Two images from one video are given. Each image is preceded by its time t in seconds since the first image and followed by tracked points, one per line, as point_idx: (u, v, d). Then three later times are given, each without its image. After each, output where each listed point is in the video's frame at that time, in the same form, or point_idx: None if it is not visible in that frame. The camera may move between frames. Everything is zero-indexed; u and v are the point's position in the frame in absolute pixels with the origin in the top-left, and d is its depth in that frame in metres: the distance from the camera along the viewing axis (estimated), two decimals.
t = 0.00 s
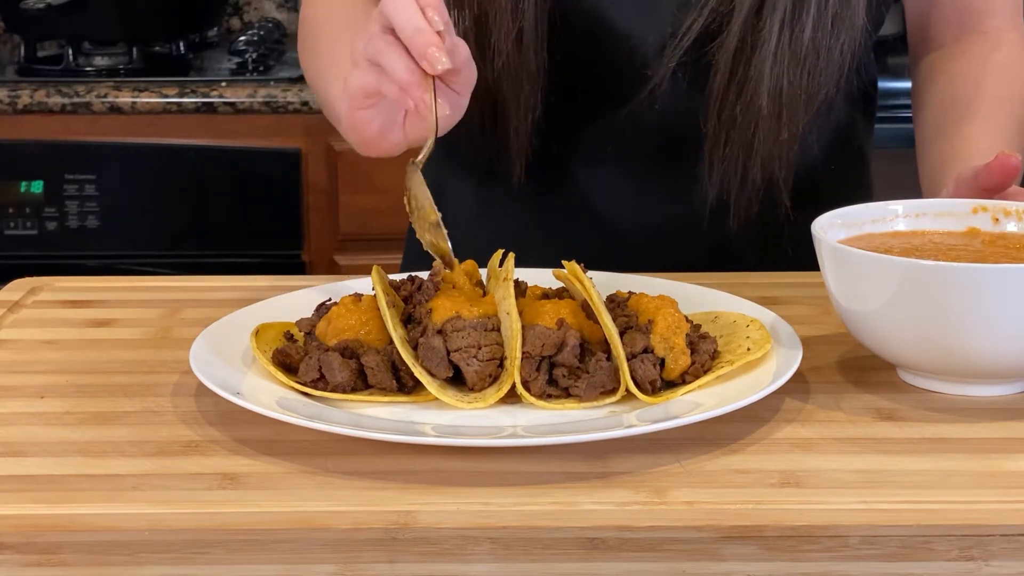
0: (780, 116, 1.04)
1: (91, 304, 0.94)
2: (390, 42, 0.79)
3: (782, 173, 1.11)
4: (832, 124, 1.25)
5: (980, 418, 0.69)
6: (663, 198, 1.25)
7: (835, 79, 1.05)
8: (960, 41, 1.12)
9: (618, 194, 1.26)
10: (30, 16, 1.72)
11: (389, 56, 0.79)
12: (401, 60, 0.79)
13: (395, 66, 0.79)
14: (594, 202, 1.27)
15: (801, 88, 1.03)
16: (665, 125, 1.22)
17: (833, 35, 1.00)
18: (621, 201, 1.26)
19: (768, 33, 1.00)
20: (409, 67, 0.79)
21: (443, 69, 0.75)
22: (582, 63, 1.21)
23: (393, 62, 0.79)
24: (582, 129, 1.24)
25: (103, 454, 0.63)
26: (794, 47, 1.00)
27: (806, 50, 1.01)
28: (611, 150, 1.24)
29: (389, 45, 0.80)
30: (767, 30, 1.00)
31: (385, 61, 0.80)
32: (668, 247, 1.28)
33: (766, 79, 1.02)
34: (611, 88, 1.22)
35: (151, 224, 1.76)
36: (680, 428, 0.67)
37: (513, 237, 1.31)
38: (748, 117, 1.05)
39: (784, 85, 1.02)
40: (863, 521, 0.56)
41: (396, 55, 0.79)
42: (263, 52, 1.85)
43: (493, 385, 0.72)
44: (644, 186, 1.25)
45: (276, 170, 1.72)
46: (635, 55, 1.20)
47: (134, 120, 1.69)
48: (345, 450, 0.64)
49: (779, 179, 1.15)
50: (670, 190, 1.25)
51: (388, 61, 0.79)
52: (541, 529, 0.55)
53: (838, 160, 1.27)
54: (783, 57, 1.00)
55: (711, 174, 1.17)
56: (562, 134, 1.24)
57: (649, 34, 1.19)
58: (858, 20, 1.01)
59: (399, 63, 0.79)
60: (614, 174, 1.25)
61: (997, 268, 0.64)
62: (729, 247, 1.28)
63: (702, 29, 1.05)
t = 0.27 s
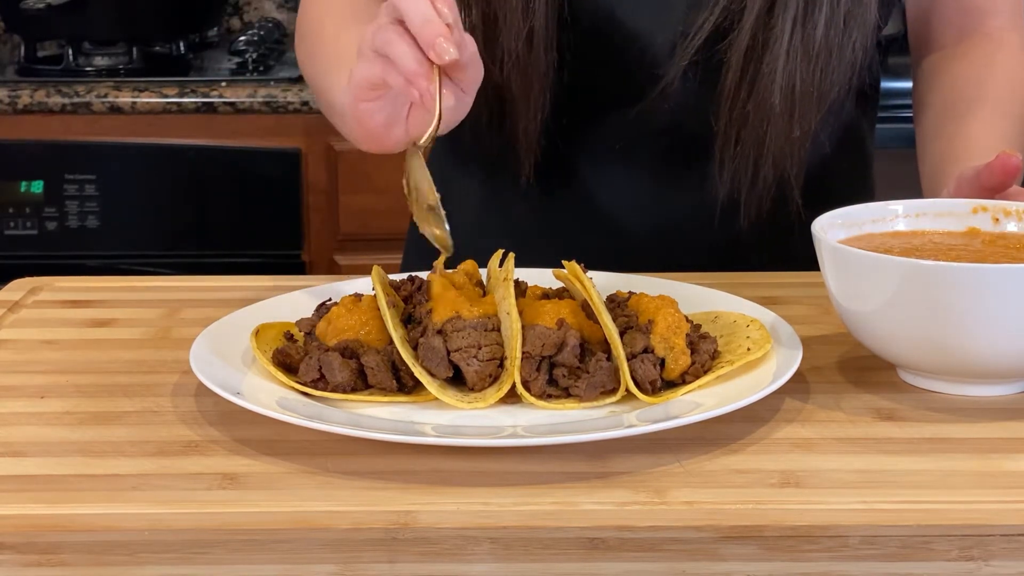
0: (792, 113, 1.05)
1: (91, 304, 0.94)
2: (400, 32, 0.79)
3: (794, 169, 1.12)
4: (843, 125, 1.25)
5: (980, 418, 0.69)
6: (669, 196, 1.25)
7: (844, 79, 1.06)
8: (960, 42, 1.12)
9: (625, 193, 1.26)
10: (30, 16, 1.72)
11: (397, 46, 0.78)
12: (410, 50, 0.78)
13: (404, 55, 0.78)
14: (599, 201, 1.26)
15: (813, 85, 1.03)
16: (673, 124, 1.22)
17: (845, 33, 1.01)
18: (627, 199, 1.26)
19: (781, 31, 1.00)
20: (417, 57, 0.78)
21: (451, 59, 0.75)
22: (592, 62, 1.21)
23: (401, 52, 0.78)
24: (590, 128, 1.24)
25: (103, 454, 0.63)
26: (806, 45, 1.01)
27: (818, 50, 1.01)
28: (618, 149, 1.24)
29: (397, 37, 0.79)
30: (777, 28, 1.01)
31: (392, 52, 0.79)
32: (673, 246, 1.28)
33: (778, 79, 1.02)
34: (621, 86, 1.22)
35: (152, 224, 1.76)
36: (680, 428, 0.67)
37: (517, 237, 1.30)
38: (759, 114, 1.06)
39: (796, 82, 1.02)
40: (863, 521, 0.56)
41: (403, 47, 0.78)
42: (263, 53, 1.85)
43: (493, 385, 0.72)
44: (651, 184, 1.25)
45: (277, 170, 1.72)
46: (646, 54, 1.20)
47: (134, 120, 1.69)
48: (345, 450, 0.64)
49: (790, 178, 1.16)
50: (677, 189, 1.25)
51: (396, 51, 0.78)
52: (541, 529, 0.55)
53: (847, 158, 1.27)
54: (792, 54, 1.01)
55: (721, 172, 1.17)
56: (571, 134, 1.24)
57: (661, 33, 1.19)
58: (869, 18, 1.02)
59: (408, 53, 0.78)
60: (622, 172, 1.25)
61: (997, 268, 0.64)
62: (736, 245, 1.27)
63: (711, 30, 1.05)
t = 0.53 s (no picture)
0: (801, 108, 1.03)
1: (91, 304, 0.94)
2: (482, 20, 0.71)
3: (802, 164, 1.11)
4: (849, 123, 1.24)
5: (980, 418, 0.69)
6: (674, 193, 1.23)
7: (852, 74, 1.04)
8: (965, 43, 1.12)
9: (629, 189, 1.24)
10: (30, 16, 1.71)
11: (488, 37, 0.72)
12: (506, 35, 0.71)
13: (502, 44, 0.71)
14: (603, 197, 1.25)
15: (822, 79, 1.02)
16: (682, 119, 1.21)
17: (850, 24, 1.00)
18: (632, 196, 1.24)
19: (791, 24, 0.99)
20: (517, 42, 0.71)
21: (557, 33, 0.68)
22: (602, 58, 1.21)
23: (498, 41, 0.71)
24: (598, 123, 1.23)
25: (103, 454, 0.63)
26: (817, 38, 0.99)
27: (829, 41, 0.99)
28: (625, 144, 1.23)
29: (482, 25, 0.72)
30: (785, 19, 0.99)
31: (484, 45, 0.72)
32: (676, 245, 1.26)
33: (787, 71, 1.01)
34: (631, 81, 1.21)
35: (152, 224, 1.76)
36: (680, 428, 0.67)
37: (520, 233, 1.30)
38: (770, 107, 1.05)
39: (807, 76, 1.01)
40: (863, 521, 0.56)
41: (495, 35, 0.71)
42: (263, 53, 1.84)
43: (493, 385, 0.72)
44: (656, 181, 1.23)
45: (277, 171, 1.72)
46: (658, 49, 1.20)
47: (134, 120, 1.69)
48: (344, 450, 0.64)
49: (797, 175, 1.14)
50: (683, 185, 1.23)
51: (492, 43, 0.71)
52: (541, 529, 0.55)
53: (850, 157, 1.27)
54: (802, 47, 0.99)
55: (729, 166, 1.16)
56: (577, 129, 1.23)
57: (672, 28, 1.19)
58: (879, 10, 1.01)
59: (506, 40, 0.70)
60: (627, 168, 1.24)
61: (998, 268, 0.64)
62: (742, 242, 1.26)
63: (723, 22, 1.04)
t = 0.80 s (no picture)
0: (819, 103, 1.04)
1: (91, 304, 0.94)
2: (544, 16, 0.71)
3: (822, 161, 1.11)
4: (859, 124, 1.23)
5: (980, 418, 0.69)
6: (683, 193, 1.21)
7: (872, 68, 1.05)
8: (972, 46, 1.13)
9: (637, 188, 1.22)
10: (30, 16, 1.71)
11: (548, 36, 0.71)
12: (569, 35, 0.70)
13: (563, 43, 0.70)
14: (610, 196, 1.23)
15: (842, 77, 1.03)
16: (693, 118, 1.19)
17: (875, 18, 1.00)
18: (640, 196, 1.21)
19: (809, 19, 0.99)
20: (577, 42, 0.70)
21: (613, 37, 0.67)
22: (613, 54, 1.19)
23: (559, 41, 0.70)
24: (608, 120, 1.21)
25: (103, 454, 0.63)
26: (836, 34, 1.00)
27: (848, 37, 1.00)
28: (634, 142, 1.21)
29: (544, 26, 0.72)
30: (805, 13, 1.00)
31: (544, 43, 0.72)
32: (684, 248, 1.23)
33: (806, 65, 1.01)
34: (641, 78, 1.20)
35: (152, 224, 1.76)
36: (680, 428, 0.67)
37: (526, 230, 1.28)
38: (788, 102, 1.05)
39: (825, 72, 1.02)
40: (863, 521, 0.56)
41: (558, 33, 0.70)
42: (263, 53, 1.84)
43: (493, 385, 0.72)
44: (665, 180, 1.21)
45: (278, 171, 1.72)
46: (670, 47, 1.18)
47: (135, 120, 1.69)
48: (344, 450, 0.64)
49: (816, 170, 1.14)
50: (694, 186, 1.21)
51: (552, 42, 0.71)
52: (541, 529, 0.55)
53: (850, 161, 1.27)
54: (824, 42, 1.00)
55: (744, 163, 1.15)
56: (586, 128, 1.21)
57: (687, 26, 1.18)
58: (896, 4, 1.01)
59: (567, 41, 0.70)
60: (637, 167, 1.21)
61: (999, 268, 0.64)
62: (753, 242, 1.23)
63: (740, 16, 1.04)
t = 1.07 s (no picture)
0: (844, 94, 1.06)
1: (90, 304, 0.94)
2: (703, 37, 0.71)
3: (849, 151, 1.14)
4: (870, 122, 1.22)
5: (980, 418, 0.69)
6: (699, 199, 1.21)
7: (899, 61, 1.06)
8: (976, 48, 1.11)
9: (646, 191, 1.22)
10: (29, 16, 1.71)
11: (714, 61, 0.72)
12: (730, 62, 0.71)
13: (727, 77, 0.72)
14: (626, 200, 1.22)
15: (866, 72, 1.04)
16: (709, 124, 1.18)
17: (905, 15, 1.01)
18: (658, 199, 1.21)
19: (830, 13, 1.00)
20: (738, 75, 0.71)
21: (777, 67, 0.68)
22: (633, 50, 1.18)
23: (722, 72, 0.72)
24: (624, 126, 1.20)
25: (103, 454, 0.63)
26: (859, 26, 1.00)
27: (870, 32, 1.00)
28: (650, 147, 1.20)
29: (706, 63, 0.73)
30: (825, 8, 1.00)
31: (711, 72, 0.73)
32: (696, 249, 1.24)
33: (830, 58, 1.02)
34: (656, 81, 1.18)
35: (153, 224, 1.76)
36: (680, 428, 0.67)
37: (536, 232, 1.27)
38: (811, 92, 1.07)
39: (849, 61, 1.03)
40: (863, 521, 0.56)
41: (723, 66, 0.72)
42: (263, 52, 1.84)
43: (493, 385, 0.72)
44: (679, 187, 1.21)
45: (279, 171, 1.72)
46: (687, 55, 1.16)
47: (135, 120, 1.69)
48: (344, 450, 0.64)
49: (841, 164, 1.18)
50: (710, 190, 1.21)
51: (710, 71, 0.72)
52: (542, 529, 0.55)
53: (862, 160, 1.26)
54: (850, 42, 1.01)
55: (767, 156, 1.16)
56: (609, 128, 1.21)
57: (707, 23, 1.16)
58: None
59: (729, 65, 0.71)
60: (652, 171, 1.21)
61: (1002, 267, 0.64)
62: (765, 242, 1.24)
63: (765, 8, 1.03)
